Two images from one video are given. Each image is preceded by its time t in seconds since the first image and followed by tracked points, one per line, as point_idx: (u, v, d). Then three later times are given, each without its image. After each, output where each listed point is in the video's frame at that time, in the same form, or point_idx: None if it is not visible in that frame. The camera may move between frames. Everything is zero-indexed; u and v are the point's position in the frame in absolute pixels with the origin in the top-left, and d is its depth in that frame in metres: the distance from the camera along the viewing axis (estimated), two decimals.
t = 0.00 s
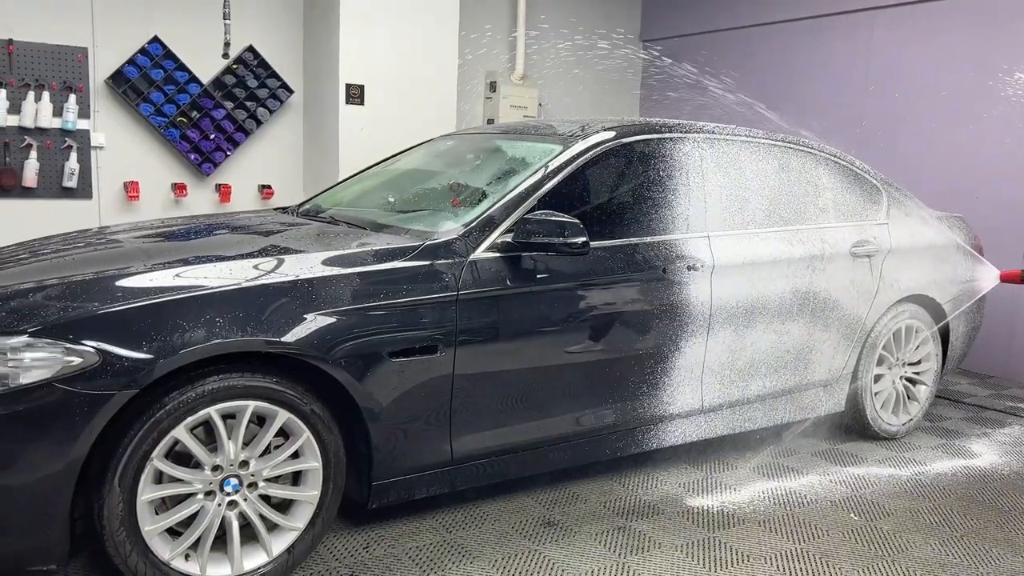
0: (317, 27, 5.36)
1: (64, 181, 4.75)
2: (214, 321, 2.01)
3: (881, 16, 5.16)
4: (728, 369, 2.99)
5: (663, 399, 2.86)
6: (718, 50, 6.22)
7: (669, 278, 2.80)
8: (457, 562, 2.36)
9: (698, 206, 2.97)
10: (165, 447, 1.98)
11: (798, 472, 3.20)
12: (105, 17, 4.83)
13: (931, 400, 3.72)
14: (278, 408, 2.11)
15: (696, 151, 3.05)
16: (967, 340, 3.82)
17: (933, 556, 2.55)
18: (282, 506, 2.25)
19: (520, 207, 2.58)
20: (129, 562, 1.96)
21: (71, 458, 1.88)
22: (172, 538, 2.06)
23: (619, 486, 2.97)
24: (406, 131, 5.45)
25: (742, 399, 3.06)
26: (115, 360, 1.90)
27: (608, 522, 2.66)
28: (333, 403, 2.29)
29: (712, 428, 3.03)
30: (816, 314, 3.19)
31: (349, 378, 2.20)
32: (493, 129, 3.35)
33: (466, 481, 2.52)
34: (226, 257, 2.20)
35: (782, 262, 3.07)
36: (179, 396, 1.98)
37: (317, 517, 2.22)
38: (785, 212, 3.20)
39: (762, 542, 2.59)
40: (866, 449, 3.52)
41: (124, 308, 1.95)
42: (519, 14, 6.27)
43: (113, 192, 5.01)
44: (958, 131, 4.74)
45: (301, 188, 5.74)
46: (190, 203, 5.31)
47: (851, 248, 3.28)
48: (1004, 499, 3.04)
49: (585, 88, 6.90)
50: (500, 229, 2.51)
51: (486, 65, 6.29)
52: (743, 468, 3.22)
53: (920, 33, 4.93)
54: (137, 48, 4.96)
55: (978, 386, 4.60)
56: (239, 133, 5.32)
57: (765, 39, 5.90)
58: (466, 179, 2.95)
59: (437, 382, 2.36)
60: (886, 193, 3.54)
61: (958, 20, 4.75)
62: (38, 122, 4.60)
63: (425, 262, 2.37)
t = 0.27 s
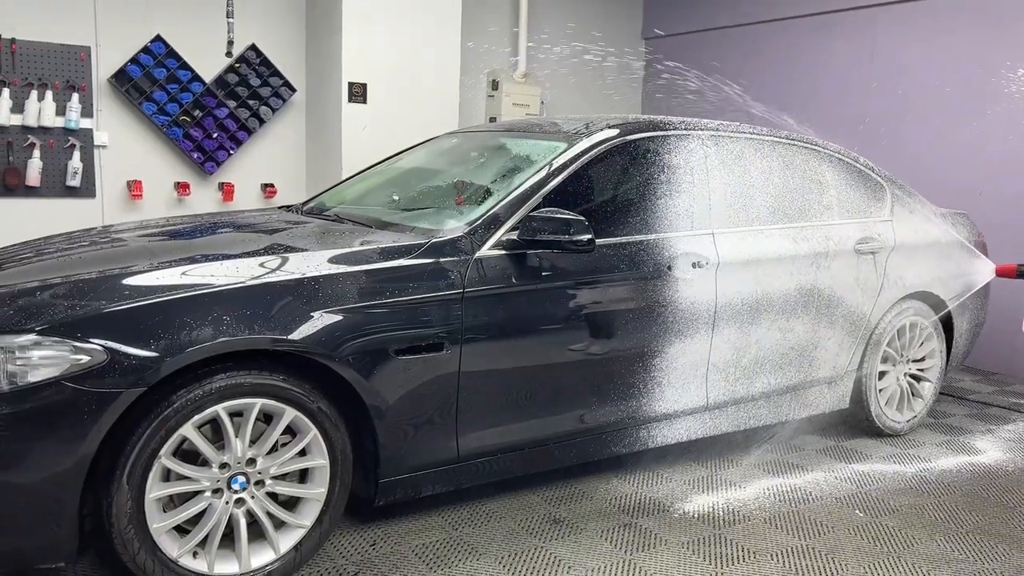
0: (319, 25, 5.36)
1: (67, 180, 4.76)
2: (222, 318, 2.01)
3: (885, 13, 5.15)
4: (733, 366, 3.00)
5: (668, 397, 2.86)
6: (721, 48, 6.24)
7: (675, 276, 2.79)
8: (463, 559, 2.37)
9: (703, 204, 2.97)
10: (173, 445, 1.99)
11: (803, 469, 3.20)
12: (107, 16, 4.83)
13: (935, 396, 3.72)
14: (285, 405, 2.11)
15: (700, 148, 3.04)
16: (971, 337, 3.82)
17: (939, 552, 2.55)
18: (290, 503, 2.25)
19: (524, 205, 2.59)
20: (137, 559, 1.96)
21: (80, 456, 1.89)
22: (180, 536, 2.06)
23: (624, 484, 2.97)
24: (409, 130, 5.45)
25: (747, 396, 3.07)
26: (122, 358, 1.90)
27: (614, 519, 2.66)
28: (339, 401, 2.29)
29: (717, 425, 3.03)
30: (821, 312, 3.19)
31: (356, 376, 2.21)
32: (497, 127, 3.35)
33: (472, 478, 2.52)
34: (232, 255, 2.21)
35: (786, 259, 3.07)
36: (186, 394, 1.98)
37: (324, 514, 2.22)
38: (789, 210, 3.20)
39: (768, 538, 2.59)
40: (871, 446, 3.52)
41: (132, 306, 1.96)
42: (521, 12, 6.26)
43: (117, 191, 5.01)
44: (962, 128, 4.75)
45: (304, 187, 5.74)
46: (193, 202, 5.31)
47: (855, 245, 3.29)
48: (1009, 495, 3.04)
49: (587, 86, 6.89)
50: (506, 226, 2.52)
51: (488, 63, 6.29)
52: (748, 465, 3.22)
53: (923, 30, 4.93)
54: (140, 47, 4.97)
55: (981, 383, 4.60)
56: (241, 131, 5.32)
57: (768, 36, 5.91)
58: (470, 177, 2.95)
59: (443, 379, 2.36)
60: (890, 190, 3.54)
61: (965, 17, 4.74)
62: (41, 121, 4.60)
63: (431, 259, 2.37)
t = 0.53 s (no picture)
0: (321, 24, 5.36)
1: (70, 179, 4.76)
2: (228, 317, 2.02)
3: (887, 10, 5.16)
4: (737, 363, 3.00)
5: (673, 394, 2.86)
6: (722, 45, 6.24)
7: (680, 273, 2.79)
8: (469, 555, 2.37)
9: (707, 201, 2.97)
10: (180, 443, 1.99)
11: (807, 466, 3.21)
12: (108, 16, 4.83)
13: (939, 393, 3.72)
14: (291, 403, 2.11)
15: (704, 145, 3.04)
16: (974, 333, 3.83)
17: (944, 549, 2.56)
18: (296, 501, 2.26)
19: (529, 202, 2.59)
20: (145, 557, 1.96)
21: (87, 454, 1.89)
22: (187, 534, 2.07)
23: (629, 481, 2.97)
24: (411, 128, 5.45)
25: (752, 393, 3.07)
26: (129, 356, 1.91)
27: (619, 516, 2.67)
28: (345, 398, 2.30)
29: (721, 422, 3.03)
30: (825, 308, 3.19)
31: (362, 373, 2.21)
32: (500, 125, 3.35)
33: (477, 475, 2.52)
34: (237, 253, 2.21)
35: (791, 256, 3.07)
36: (194, 392, 1.98)
37: (330, 512, 2.22)
38: (793, 207, 3.20)
39: (773, 535, 2.60)
40: (874, 442, 3.52)
41: (138, 304, 1.96)
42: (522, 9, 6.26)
43: (119, 190, 5.01)
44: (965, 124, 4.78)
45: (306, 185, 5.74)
46: (195, 201, 5.31)
47: (859, 242, 3.29)
48: (1014, 491, 3.04)
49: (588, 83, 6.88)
50: (510, 224, 2.52)
51: (489, 61, 6.29)
52: (752, 462, 3.22)
53: (925, 26, 4.93)
54: (142, 45, 4.97)
55: (984, 379, 4.61)
56: (243, 130, 5.32)
57: (769, 34, 5.92)
58: (474, 175, 2.95)
59: (448, 377, 2.37)
60: (894, 187, 3.54)
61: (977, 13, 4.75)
62: (44, 121, 4.60)
63: (436, 257, 2.37)
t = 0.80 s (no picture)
0: (322, 22, 5.36)
1: (72, 177, 4.76)
2: (234, 314, 2.02)
3: (889, 7, 5.18)
4: (741, 360, 3.00)
5: (678, 391, 2.86)
6: (722, 42, 6.26)
7: (684, 270, 2.80)
8: (475, 552, 2.38)
9: (711, 198, 2.97)
10: (186, 440, 2.00)
11: (810, 463, 3.21)
12: (110, 14, 4.83)
13: (942, 389, 3.72)
14: (297, 400, 2.12)
15: (708, 142, 3.04)
16: (976, 330, 3.83)
17: (949, 545, 2.56)
18: (302, 498, 2.26)
19: (533, 200, 2.59)
20: (152, 554, 1.97)
21: (94, 452, 1.90)
22: (193, 531, 2.07)
23: (633, 477, 2.98)
24: (413, 126, 5.45)
25: (756, 390, 3.07)
26: (136, 353, 1.91)
27: (625, 513, 2.67)
28: (351, 396, 2.30)
29: (725, 419, 3.04)
30: (828, 305, 3.19)
31: (368, 370, 2.21)
32: (502, 122, 3.35)
33: (483, 472, 2.53)
34: (243, 251, 2.21)
35: (795, 253, 3.08)
36: (200, 389, 1.99)
37: (337, 509, 2.23)
38: (797, 204, 3.20)
39: (777, 531, 2.60)
40: (878, 439, 3.53)
41: (144, 302, 1.96)
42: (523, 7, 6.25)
43: (121, 188, 5.02)
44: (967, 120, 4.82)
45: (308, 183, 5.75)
46: (197, 199, 5.32)
47: (862, 238, 3.29)
48: (1017, 487, 3.04)
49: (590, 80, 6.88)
50: (515, 221, 2.52)
51: (491, 58, 6.28)
52: (756, 459, 3.23)
53: (927, 23, 4.97)
54: (143, 44, 4.96)
55: (987, 376, 4.61)
56: (245, 128, 5.32)
57: (770, 30, 5.93)
58: (477, 172, 2.95)
59: (453, 374, 2.37)
60: (897, 184, 3.54)
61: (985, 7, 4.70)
62: (46, 119, 4.60)
63: (441, 255, 2.37)
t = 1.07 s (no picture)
0: (324, 20, 5.35)
1: (74, 176, 4.76)
2: (240, 313, 2.02)
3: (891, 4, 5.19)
4: (745, 357, 3.00)
5: (682, 388, 2.87)
6: (723, 40, 6.27)
7: (688, 267, 2.80)
8: (481, 548, 2.38)
9: (714, 195, 2.98)
10: (193, 438, 2.00)
11: (814, 459, 3.21)
12: (112, 12, 4.83)
13: (945, 385, 3.72)
14: (303, 398, 2.12)
15: (711, 139, 3.04)
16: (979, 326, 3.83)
17: (953, 541, 2.56)
18: (308, 496, 2.26)
19: (537, 198, 2.59)
20: (159, 552, 1.97)
21: (101, 450, 1.90)
22: (200, 529, 2.07)
23: (637, 474, 2.98)
24: (415, 124, 5.45)
25: (759, 387, 3.07)
26: (142, 352, 1.91)
27: (629, 510, 2.67)
28: (356, 393, 2.30)
29: (729, 416, 3.04)
30: (832, 302, 3.20)
31: (374, 368, 2.22)
32: (505, 120, 3.35)
33: (488, 469, 2.53)
34: (248, 249, 2.21)
35: (798, 250, 3.08)
36: (206, 388, 1.99)
37: (342, 506, 2.23)
38: (800, 201, 3.20)
39: (782, 528, 2.60)
40: (881, 435, 3.53)
41: (150, 300, 1.96)
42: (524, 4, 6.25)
43: (123, 187, 5.02)
44: (968, 117, 4.83)
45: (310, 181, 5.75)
46: (199, 197, 5.32)
47: (865, 235, 3.29)
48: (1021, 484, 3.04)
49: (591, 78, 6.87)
50: (519, 219, 2.52)
51: (492, 56, 6.28)
52: (760, 456, 3.23)
53: (928, 20, 4.99)
54: (145, 43, 4.96)
55: (989, 372, 4.61)
56: (247, 127, 5.32)
57: (772, 27, 5.94)
58: (481, 170, 2.95)
59: (458, 372, 2.37)
60: (899, 180, 3.54)
61: (987, 3, 4.70)
62: (47, 118, 4.60)
63: (445, 253, 2.38)
